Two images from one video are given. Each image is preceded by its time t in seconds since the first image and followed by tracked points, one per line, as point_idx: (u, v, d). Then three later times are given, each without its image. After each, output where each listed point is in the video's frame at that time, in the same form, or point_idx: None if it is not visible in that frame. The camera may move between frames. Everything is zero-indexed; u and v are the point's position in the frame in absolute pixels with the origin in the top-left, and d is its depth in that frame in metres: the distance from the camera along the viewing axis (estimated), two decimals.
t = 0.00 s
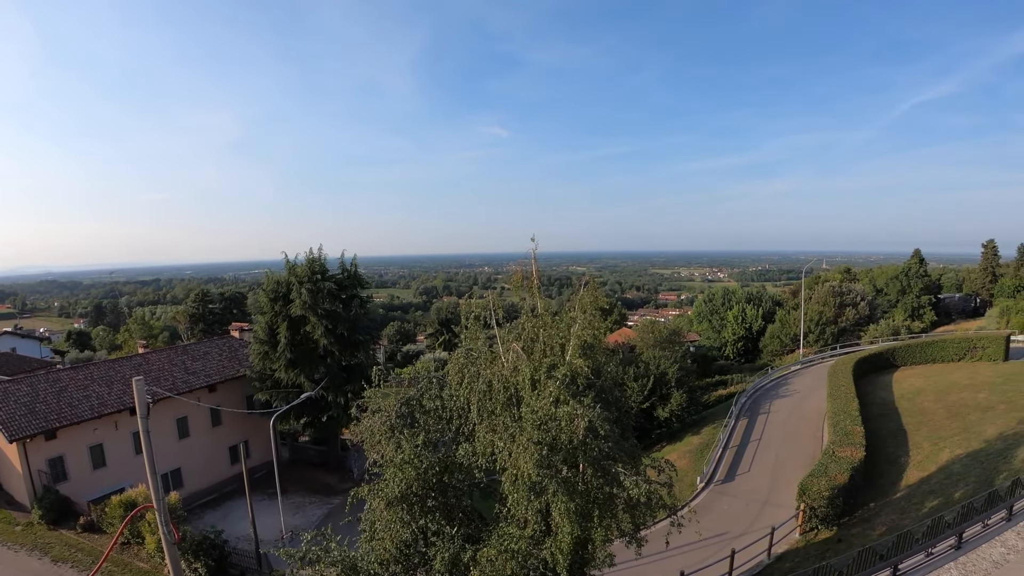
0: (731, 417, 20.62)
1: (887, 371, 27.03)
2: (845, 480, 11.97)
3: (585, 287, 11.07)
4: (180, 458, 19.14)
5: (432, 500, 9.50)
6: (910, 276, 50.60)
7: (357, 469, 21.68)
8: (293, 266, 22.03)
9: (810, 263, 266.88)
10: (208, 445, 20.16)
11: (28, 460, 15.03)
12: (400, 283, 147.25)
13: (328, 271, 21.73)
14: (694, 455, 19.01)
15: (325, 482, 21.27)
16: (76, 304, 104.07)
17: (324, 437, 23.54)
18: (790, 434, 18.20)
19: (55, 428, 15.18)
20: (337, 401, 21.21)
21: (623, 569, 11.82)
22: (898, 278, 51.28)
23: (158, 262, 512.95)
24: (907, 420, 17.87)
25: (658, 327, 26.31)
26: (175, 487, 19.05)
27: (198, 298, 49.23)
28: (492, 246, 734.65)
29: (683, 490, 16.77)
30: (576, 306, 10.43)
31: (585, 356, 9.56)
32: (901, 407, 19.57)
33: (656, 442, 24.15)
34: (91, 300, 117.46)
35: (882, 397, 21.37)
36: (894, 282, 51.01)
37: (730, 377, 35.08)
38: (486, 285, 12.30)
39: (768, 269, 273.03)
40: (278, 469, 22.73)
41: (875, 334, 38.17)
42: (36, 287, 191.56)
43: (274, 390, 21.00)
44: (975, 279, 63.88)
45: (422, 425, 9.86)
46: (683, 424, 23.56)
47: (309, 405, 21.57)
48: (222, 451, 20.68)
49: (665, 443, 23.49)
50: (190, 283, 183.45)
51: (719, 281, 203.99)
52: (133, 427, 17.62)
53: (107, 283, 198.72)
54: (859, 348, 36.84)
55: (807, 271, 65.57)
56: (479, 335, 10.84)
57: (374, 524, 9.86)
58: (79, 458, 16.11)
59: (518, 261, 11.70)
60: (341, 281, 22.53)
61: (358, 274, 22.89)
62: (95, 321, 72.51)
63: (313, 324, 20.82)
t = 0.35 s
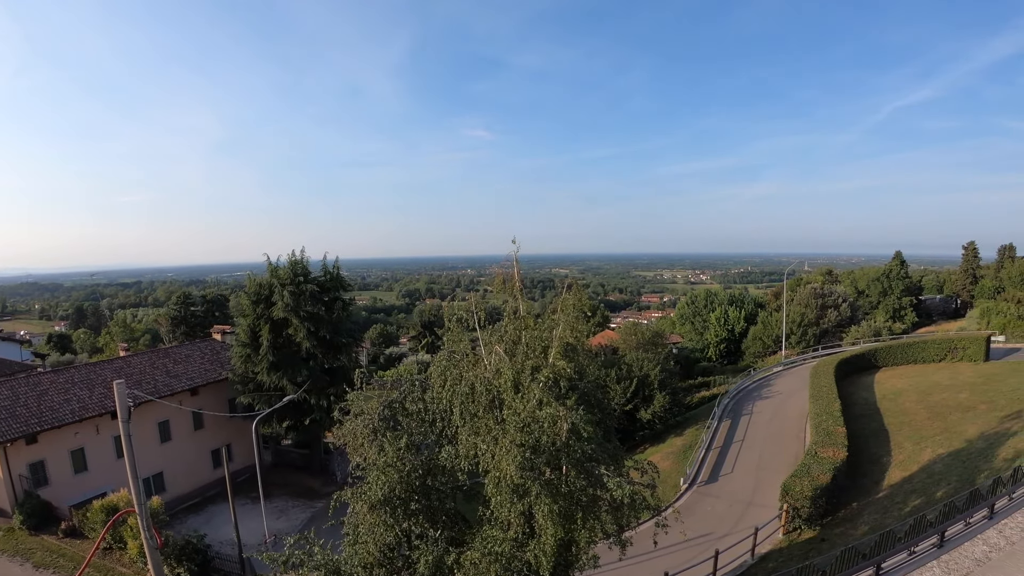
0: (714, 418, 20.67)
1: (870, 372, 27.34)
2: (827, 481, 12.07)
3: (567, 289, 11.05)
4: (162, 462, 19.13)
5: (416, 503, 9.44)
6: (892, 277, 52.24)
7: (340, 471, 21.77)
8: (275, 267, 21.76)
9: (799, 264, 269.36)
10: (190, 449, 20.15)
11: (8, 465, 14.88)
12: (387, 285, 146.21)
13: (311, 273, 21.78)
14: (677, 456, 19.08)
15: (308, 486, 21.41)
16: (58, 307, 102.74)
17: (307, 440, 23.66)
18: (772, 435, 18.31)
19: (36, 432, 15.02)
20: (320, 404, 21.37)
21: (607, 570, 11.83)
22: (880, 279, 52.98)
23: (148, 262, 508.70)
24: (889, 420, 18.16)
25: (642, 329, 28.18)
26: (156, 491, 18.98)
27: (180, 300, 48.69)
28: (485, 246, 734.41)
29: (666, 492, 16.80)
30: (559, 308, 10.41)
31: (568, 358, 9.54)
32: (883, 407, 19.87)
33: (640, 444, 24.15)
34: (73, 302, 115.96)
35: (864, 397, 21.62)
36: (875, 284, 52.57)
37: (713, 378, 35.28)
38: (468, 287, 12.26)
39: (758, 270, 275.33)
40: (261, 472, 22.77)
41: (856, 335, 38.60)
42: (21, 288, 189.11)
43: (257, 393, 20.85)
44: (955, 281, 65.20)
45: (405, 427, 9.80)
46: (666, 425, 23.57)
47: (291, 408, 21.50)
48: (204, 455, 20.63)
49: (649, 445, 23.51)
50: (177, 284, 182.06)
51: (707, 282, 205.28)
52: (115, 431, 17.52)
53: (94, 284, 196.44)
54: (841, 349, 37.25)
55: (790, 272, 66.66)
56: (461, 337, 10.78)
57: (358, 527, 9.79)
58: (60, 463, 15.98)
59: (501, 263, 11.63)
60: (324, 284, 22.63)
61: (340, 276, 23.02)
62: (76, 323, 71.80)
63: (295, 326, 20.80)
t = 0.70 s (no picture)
0: (698, 419, 20.72)
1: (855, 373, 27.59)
2: (812, 480, 12.13)
3: (551, 291, 11.07)
4: (146, 465, 19.09)
5: (401, 505, 9.40)
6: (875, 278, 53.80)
7: (324, 474, 22.14)
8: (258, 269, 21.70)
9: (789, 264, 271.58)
10: (174, 453, 20.14)
11: None
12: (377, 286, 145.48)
13: (294, 274, 21.68)
14: (662, 457, 19.15)
15: (295, 489, 21.47)
16: (42, 308, 101.69)
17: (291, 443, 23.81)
18: (757, 434, 18.40)
19: (19, 436, 14.92)
20: (304, 406, 21.17)
21: (593, 571, 11.85)
22: (864, 280, 54.53)
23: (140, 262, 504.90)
24: (873, 420, 18.39)
25: (627, 330, 28.40)
26: (139, 495, 18.94)
27: (162, 301, 48.13)
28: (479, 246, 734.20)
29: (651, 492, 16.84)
30: (542, 309, 10.42)
31: (551, 360, 9.54)
32: (867, 407, 20.09)
33: (624, 445, 24.17)
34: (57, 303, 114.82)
35: (849, 397, 21.81)
36: (859, 284, 54.60)
37: (697, 379, 35.43)
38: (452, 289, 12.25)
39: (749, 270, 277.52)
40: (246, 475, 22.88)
41: (839, 335, 38.98)
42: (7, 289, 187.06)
43: (240, 395, 21.03)
44: (937, 281, 66.10)
45: (389, 429, 9.74)
46: (651, 426, 23.62)
47: (276, 411, 21.58)
48: (188, 458, 20.61)
49: (634, 446, 23.55)
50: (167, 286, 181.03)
51: (697, 283, 206.53)
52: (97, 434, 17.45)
53: (83, 284, 194.59)
54: (825, 350, 37.55)
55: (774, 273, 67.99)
56: (446, 339, 10.75)
57: (343, 530, 9.74)
58: (43, 466, 15.91)
59: (485, 265, 11.64)
60: (308, 285, 22.43)
61: (325, 278, 22.79)
62: (60, 325, 71.57)
63: (279, 328, 20.69)
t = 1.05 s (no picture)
0: (683, 419, 20.80)
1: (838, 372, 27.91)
2: (796, 480, 12.22)
3: (536, 292, 11.07)
4: (129, 469, 19.06)
5: (385, 507, 9.34)
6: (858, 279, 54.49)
7: (309, 476, 21.96)
8: (242, 270, 21.73)
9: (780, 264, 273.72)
10: (157, 455, 20.11)
11: None
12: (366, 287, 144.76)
13: (278, 276, 21.68)
14: (646, 457, 19.22)
15: (278, 492, 21.55)
16: (24, 309, 100.28)
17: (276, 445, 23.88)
18: (741, 434, 18.51)
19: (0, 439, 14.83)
20: (288, 408, 21.36)
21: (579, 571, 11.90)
22: (846, 281, 55.30)
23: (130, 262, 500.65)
24: (855, 419, 18.63)
25: (610, 331, 28.54)
26: (123, 499, 18.89)
27: (145, 303, 47.52)
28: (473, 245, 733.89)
29: (636, 492, 16.88)
30: (526, 310, 10.42)
31: (534, 361, 9.52)
32: (850, 406, 20.33)
33: (608, 446, 24.19)
34: (39, 304, 113.22)
35: (832, 397, 22.06)
36: (842, 285, 55.52)
37: (681, 380, 35.60)
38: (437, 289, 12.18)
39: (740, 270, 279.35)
40: (229, 479, 22.94)
41: (823, 335, 39.46)
42: None
43: (224, 397, 21.03)
44: (920, 281, 66.97)
45: (373, 431, 9.71)
46: (635, 426, 23.70)
47: (259, 413, 21.60)
48: (172, 461, 20.58)
49: (618, 446, 23.61)
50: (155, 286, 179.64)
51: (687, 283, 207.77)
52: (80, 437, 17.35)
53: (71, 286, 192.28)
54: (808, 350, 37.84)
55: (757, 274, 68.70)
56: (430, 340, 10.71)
57: (327, 533, 9.70)
58: (25, 470, 15.78)
59: (468, 266, 11.61)
60: (292, 287, 22.63)
61: (308, 279, 23.05)
62: (42, 326, 70.73)
63: (263, 330, 20.79)
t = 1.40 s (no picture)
0: (666, 418, 20.85)
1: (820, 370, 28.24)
2: (779, 477, 12.31)
3: (518, 292, 11.09)
4: (111, 472, 18.95)
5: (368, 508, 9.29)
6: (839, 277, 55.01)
7: (293, 478, 22.21)
8: (223, 271, 21.82)
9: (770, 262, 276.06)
10: (139, 458, 20.01)
11: None
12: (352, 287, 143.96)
13: (260, 276, 21.92)
14: (630, 456, 19.28)
15: (260, 493, 21.64)
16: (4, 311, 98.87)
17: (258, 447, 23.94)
18: (724, 432, 18.62)
19: None
20: (270, 409, 21.44)
21: (562, 571, 11.92)
22: (828, 279, 55.95)
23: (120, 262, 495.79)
24: (837, 417, 18.88)
25: (593, 331, 28.51)
26: (105, 502, 18.78)
27: (127, 304, 46.93)
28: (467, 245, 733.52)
29: (620, 491, 16.90)
30: (508, 310, 10.43)
31: (516, 360, 9.52)
32: (832, 403, 20.58)
33: (592, 445, 24.22)
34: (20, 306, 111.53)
35: (814, 394, 22.31)
36: (823, 284, 56.42)
37: (663, 379, 35.79)
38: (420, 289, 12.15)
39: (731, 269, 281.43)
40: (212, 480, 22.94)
41: (805, 334, 39.94)
42: None
43: (206, 399, 21.06)
44: (900, 280, 68.21)
45: (356, 432, 9.67)
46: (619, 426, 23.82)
47: (241, 415, 21.63)
48: (154, 464, 20.50)
49: (601, 446, 23.66)
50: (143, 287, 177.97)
51: (677, 282, 209.10)
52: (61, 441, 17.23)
53: (58, 286, 190.13)
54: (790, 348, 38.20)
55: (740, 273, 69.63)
56: (413, 340, 10.69)
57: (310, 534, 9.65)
58: (6, 474, 15.62)
59: (451, 265, 11.59)
60: (273, 287, 22.86)
61: (290, 279, 23.42)
62: (22, 328, 69.94)
63: (244, 331, 20.81)
